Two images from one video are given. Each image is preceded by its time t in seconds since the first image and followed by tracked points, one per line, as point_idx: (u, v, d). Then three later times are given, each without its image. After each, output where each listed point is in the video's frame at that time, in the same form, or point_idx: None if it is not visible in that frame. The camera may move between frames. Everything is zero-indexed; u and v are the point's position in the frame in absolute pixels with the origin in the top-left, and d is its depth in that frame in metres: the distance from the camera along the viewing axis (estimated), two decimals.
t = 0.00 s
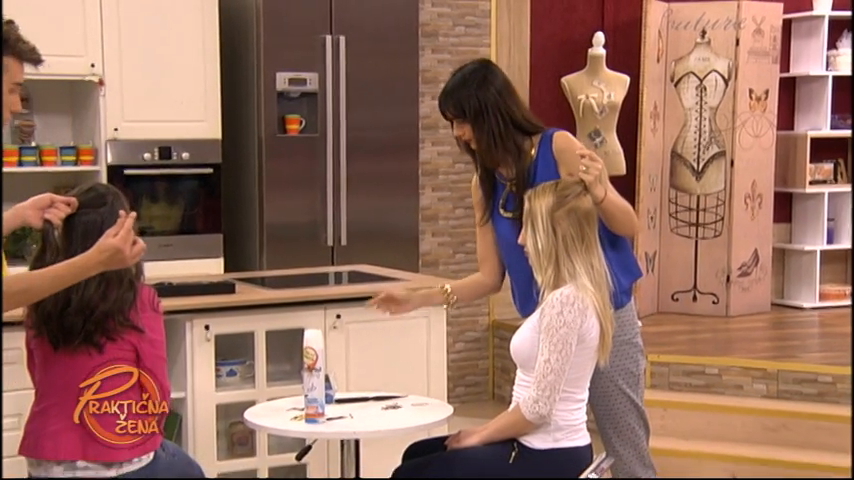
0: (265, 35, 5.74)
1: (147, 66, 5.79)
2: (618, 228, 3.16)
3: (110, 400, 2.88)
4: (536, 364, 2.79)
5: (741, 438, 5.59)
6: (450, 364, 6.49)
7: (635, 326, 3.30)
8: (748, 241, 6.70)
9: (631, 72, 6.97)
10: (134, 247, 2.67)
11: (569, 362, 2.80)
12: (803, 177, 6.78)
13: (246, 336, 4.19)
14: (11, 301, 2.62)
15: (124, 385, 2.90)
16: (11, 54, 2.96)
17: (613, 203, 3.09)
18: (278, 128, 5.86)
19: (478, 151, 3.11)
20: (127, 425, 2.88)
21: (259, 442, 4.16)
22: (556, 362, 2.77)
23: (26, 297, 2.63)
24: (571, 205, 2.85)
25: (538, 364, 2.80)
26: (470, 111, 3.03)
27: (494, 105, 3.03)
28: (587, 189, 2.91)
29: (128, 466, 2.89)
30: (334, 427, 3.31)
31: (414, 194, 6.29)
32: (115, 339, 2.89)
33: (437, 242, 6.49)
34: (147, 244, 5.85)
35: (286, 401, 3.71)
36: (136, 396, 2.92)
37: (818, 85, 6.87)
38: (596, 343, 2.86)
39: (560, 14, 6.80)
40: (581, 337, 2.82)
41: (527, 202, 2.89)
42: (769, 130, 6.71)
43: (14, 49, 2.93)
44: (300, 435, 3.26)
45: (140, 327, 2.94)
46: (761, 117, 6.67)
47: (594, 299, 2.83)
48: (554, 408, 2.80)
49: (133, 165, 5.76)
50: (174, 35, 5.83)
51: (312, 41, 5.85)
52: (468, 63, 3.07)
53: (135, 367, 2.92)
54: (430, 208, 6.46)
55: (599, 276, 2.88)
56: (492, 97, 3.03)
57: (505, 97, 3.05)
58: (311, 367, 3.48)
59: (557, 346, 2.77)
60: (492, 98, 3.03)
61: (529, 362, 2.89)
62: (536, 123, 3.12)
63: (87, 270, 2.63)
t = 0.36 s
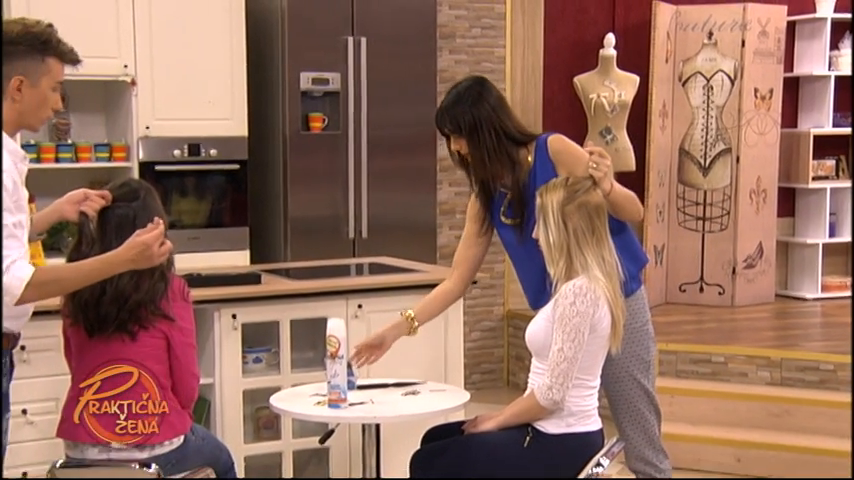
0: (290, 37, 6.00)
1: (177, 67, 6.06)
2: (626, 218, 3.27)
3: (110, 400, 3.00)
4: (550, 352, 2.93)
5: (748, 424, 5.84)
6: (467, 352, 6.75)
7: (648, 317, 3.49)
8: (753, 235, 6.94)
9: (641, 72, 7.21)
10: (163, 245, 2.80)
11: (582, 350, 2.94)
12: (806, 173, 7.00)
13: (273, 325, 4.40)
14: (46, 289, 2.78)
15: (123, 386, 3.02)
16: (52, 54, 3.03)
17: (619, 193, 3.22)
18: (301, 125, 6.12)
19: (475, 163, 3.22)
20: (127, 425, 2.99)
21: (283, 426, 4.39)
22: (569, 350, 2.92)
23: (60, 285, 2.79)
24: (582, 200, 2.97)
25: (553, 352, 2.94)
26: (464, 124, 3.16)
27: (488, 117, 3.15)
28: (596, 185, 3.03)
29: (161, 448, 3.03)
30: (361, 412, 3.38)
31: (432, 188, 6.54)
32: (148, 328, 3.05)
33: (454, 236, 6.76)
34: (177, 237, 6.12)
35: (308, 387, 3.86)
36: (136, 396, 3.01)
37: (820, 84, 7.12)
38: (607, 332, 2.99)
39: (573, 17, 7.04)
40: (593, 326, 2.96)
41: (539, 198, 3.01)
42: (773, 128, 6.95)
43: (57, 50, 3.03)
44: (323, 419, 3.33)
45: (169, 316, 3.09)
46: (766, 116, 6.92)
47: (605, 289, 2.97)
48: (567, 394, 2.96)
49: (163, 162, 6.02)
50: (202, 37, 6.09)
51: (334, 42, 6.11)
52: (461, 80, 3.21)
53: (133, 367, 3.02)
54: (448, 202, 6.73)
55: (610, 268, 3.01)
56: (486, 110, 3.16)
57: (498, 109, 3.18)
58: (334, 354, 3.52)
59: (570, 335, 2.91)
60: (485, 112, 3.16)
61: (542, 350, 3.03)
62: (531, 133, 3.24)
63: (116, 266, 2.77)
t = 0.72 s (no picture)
0: (304, 41, 6.27)
1: (195, 69, 6.33)
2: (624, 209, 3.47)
3: (110, 400, 3.20)
4: (554, 341, 3.10)
5: (741, 410, 6.11)
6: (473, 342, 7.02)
7: (647, 305, 3.64)
8: (747, 229, 7.21)
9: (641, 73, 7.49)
10: (160, 225, 3.09)
11: (584, 339, 3.11)
12: (798, 170, 7.28)
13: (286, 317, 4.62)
14: (47, 267, 3.04)
15: (123, 386, 3.20)
16: (83, 58, 3.31)
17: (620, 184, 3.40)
18: (315, 125, 6.39)
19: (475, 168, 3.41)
20: (127, 424, 3.20)
21: (298, 412, 4.64)
22: (572, 339, 3.08)
23: (61, 265, 3.05)
24: (583, 196, 3.15)
25: (556, 341, 3.11)
26: (465, 131, 3.36)
27: (488, 124, 3.35)
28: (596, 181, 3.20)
29: (181, 432, 3.24)
30: (371, 397, 3.69)
31: (440, 185, 6.81)
32: (169, 317, 3.24)
33: (461, 230, 7.06)
34: (197, 232, 6.41)
35: (323, 375, 4.13)
36: (136, 396, 3.20)
37: (812, 85, 7.38)
38: (608, 321, 3.18)
39: (576, 21, 7.31)
40: (595, 316, 3.14)
41: (542, 194, 3.19)
42: (767, 127, 7.21)
43: (87, 54, 3.30)
44: (336, 405, 3.61)
45: (190, 306, 3.28)
46: (760, 115, 7.17)
47: (607, 281, 3.14)
48: (570, 381, 3.12)
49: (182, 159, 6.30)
50: (220, 41, 6.36)
51: (347, 45, 6.38)
52: (462, 88, 3.41)
53: (134, 367, 3.21)
54: (455, 199, 7.04)
55: (611, 261, 3.19)
56: (486, 117, 3.36)
57: (498, 115, 3.37)
58: (347, 342, 3.87)
59: (573, 324, 3.08)
60: (484, 118, 3.35)
61: (546, 340, 3.19)
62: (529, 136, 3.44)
63: (119, 246, 3.06)
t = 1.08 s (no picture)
0: (315, 46, 6.58)
1: (211, 72, 6.63)
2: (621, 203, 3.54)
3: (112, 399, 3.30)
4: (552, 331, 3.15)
5: (732, 397, 6.41)
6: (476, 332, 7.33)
7: (644, 295, 3.71)
8: (737, 224, 7.53)
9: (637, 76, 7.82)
10: (158, 209, 3.23)
11: (583, 329, 3.16)
12: (786, 169, 7.64)
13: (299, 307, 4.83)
14: (50, 239, 3.31)
15: (124, 386, 3.28)
16: (116, 64, 3.56)
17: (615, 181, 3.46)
18: (326, 125, 6.70)
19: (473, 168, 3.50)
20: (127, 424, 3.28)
21: (309, 399, 4.88)
22: (570, 329, 3.13)
23: (63, 237, 3.32)
24: (582, 191, 3.21)
25: (555, 330, 3.16)
26: (463, 133, 3.43)
27: (486, 127, 3.41)
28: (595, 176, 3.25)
29: (198, 418, 3.31)
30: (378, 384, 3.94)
31: (444, 182, 7.12)
32: (186, 308, 3.27)
33: (465, 225, 7.37)
34: (213, 226, 6.72)
35: (333, 363, 4.44)
36: (136, 396, 3.27)
37: (800, 87, 7.73)
38: (606, 311, 3.22)
39: (576, 26, 7.63)
40: (593, 307, 3.19)
41: (543, 190, 3.26)
42: (756, 127, 7.53)
43: (121, 62, 3.56)
44: (345, 392, 3.88)
45: (206, 298, 3.31)
46: (750, 116, 7.48)
47: (605, 273, 3.19)
48: (569, 370, 3.17)
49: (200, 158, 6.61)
50: (235, 45, 6.67)
51: (357, 49, 6.68)
52: (463, 89, 3.47)
53: (135, 367, 3.27)
54: (459, 195, 7.36)
55: (608, 255, 3.24)
56: (484, 119, 3.42)
57: (496, 117, 3.44)
58: (356, 332, 4.14)
59: (572, 314, 3.13)
60: (483, 120, 3.42)
61: (546, 330, 3.24)
62: (528, 135, 3.50)
63: (116, 228, 3.20)
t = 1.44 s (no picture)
0: (328, 49, 6.88)
1: (229, 73, 6.95)
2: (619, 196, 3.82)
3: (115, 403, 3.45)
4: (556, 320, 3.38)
5: (727, 384, 6.72)
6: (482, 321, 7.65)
7: (644, 288, 4.00)
8: (733, 218, 7.84)
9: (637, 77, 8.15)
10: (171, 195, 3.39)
11: (585, 318, 3.39)
12: (778, 165, 7.97)
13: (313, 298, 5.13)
14: (73, 223, 3.58)
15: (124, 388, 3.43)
16: (144, 69, 3.84)
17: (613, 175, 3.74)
18: (339, 123, 7.02)
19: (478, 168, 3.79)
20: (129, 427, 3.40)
21: (323, 385, 5.18)
22: (573, 318, 3.36)
23: (84, 222, 3.58)
24: (584, 186, 3.43)
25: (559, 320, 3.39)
26: (468, 135, 3.72)
27: (489, 129, 3.70)
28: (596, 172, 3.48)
29: (217, 402, 3.46)
30: (389, 372, 4.22)
31: (451, 178, 7.44)
32: (205, 297, 3.44)
33: (471, 219, 7.69)
34: (231, 220, 7.05)
35: (347, 351, 4.75)
36: (137, 396, 3.42)
37: (791, 87, 8.07)
38: (606, 301, 3.46)
39: (578, 28, 7.96)
40: (595, 297, 3.42)
41: (546, 186, 3.49)
42: (751, 125, 7.82)
43: (148, 67, 3.84)
44: (359, 378, 4.16)
45: (224, 288, 3.47)
46: (744, 115, 7.78)
47: (606, 265, 3.42)
48: (572, 356, 3.41)
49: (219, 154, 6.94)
50: (253, 47, 6.99)
51: (368, 52, 6.99)
52: (466, 95, 3.76)
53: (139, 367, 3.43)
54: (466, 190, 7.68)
55: (609, 248, 3.47)
56: (487, 122, 3.70)
57: (498, 119, 3.72)
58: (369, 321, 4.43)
59: (575, 305, 3.36)
60: (486, 123, 3.70)
61: (550, 319, 3.49)
62: (528, 136, 3.79)
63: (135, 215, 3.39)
